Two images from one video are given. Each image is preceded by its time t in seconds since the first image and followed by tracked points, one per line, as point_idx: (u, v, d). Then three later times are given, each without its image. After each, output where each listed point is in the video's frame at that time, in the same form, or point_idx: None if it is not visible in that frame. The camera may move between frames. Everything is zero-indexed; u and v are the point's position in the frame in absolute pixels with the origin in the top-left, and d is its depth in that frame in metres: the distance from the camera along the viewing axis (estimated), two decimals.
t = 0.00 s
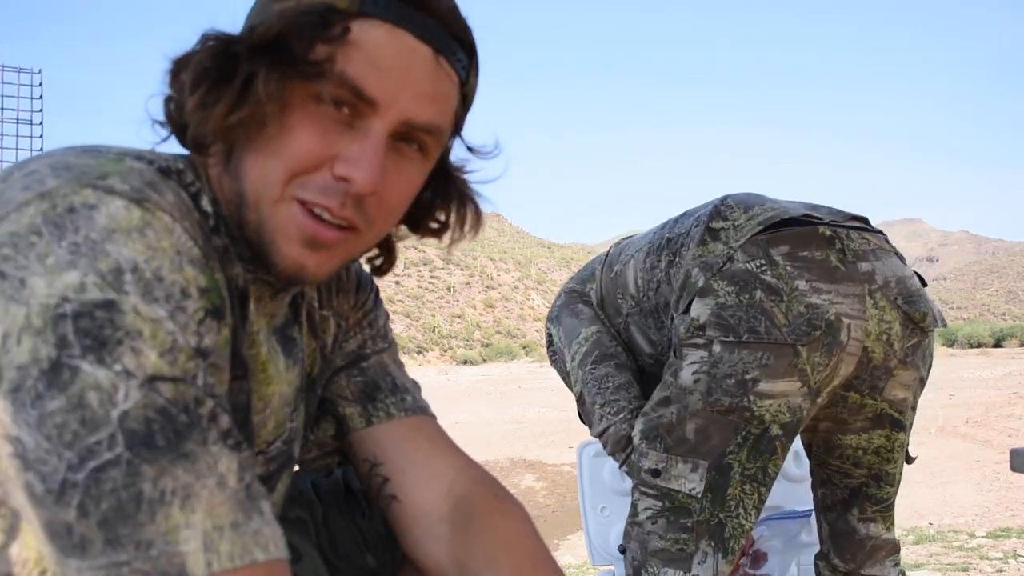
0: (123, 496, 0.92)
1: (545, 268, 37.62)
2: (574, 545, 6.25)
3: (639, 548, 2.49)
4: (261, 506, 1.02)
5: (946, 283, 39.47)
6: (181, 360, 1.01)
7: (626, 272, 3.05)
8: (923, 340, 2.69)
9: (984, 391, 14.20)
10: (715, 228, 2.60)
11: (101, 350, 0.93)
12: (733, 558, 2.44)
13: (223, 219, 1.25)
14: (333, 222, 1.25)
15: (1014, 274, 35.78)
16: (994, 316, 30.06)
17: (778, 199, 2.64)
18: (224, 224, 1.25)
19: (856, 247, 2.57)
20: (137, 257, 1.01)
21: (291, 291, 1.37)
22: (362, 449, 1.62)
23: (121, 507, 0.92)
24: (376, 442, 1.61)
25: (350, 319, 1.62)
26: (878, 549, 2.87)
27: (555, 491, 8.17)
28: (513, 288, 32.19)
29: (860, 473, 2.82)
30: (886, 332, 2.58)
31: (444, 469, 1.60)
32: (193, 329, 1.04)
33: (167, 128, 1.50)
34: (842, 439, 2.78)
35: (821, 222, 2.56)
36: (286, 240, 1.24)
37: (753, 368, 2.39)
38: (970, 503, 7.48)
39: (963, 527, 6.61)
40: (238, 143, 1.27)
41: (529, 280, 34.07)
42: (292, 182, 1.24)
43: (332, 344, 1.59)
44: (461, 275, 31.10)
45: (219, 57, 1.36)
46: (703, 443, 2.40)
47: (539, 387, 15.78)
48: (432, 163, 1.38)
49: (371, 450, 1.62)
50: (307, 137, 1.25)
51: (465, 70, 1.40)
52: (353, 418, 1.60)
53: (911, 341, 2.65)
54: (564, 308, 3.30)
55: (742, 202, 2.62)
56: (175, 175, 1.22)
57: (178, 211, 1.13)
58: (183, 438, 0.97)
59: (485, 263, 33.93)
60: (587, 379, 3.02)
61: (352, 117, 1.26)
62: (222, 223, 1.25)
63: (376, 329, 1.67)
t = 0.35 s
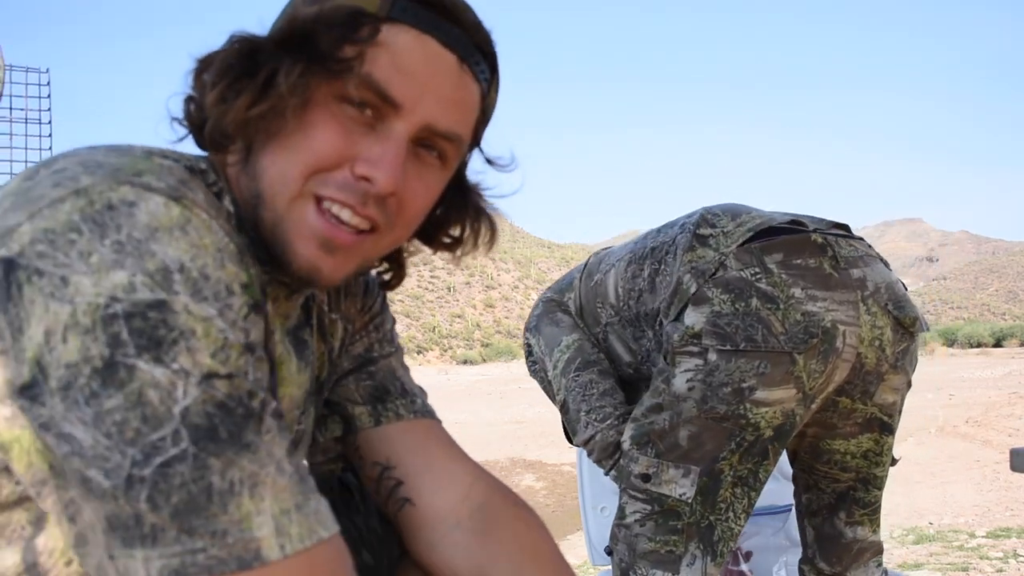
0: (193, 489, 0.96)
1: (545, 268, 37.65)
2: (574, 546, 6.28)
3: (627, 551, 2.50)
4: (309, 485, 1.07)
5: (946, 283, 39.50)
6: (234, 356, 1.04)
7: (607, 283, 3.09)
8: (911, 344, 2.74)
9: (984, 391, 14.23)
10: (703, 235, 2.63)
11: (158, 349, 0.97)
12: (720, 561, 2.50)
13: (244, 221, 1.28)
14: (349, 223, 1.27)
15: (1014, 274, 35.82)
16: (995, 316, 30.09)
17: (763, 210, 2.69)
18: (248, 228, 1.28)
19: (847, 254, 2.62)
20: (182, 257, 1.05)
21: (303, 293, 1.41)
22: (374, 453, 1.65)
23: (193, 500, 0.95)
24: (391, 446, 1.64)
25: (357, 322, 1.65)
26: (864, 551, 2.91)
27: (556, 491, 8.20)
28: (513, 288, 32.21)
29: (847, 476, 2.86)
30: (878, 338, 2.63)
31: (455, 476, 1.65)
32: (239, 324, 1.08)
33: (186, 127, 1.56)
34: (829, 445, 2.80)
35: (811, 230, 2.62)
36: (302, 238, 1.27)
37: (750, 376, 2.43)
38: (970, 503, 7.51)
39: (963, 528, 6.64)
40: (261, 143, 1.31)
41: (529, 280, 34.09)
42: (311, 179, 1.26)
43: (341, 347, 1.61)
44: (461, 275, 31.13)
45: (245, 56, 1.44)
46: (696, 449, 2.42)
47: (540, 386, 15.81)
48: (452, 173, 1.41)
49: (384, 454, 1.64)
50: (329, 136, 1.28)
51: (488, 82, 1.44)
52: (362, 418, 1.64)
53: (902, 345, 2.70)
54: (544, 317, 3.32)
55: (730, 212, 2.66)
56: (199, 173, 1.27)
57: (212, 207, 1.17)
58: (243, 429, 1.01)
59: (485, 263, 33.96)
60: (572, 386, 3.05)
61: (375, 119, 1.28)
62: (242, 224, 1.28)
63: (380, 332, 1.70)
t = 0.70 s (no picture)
0: (70, 514, 0.95)
1: (545, 268, 37.62)
2: (574, 546, 6.25)
3: (623, 552, 2.50)
4: (211, 517, 1.05)
5: (946, 283, 39.47)
6: (137, 371, 1.02)
7: (601, 285, 3.06)
8: (904, 344, 2.69)
9: (984, 390, 14.19)
10: (695, 237, 2.60)
11: (56, 362, 0.97)
12: (716, 561, 2.50)
13: (201, 207, 1.21)
14: (314, 200, 1.26)
15: (1014, 274, 35.78)
16: (994, 316, 30.06)
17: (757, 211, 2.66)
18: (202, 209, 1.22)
19: (841, 255, 2.57)
20: (96, 259, 1.02)
21: (275, 268, 1.37)
22: (337, 444, 1.62)
23: (68, 525, 0.95)
24: (354, 440, 1.61)
25: (333, 295, 1.61)
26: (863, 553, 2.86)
27: (555, 491, 8.16)
28: (513, 288, 32.18)
29: (843, 477, 2.82)
30: (871, 339, 2.58)
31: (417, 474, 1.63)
32: (152, 336, 1.04)
33: (150, 101, 1.54)
34: (825, 446, 2.76)
35: (805, 230, 2.57)
36: (269, 216, 1.25)
37: (742, 378, 2.39)
38: (970, 504, 7.48)
39: (964, 528, 6.61)
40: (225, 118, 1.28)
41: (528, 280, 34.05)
42: (278, 155, 1.25)
43: (319, 322, 1.57)
44: (461, 275, 31.09)
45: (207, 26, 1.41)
46: (689, 451, 2.40)
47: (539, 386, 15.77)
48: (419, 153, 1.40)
49: (347, 446, 1.62)
50: (297, 112, 1.27)
51: (459, 55, 1.43)
52: (331, 406, 1.60)
53: (896, 346, 2.66)
54: (540, 320, 3.28)
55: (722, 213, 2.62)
56: (146, 159, 1.18)
57: (148, 197, 1.12)
58: (136, 452, 1.00)
59: (485, 263, 33.93)
60: (567, 389, 3.01)
61: (341, 95, 1.28)
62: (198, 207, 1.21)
63: (357, 306, 1.65)
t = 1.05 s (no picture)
0: None
1: (545, 268, 37.61)
2: (574, 546, 6.23)
3: (624, 552, 2.48)
4: (133, 567, 1.06)
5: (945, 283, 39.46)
6: (58, 419, 1.01)
7: (607, 284, 3.04)
8: (910, 347, 2.66)
9: (984, 390, 14.18)
10: (700, 237, 2.57)
11: None
12: (717, 563, 2.48)
13: (158, 208, 1.23)
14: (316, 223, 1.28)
15: (1013, 274, 35.77)
16: (994, 316, 30.04)
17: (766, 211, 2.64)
18: (161, 212, 1.24)
19: (847, 258, 2.55)
20: (15, 298, 1.01)
21: (244, 267, 1.35)
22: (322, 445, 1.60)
23: None
24: (340, 441, 1.59)
25: (315, 295, 1.61)
26: (863, 555, 2.86)
27: (555, 491, 8.14)
28: (513, 288, 32.16)
29: (846, 479, 2.80)
30: (876, 342, 2.57)
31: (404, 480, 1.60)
32: (75, 382, 1.03)
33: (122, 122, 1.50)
34: (829, 447, 2.75)
35: (812, 232, 2.55)
36: (274, 239, 1.26)
37: (746, 380, 2.37)
38: (969, 504, 7.47)
39: (964, 528, 6.59)
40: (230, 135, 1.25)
41: (529, 280, 34.04)
42: (291, 184, 1.25)
43: (296, 322, 1.58)
44: (461, 275, 31.08)
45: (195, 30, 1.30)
46: (692, 453, 2.38)
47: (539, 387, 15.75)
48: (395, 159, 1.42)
49: (333, 447, 1.59)
50: (308, 137, 1.25)
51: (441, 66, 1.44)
52: (316, 408, 1.59)
53: (901, 349, 2.64)
54: (546, 318, 3.27)
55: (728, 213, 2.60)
56: (97, 170, 1.18)
57: (87, 225, 1.10)
58: (54, 502, 1.00)
59: (485, 263, 33.91)
60: (573, 388, 3.01)
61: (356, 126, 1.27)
62: (155, 214, 1.23)
63: (341, 311, 1.65)
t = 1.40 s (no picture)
0: (111, 564, 0.97)
1: (545, 268, 37.62)
2: (574, 546, 6.25)
3: (625, 551, 2.50)
4: (248, 558, 1.09)
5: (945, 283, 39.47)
6: (175, 427, 1.03)
7: (611, 284, 3.05)
8: (913, 351, 2.67)
9: (984, 391, 14.19)
10: (705, 238, 2.59)
11: (89, 416, 0.96)
12: (719, 563, 2.50)
13: (221, 239, 1.23)
14: (323, 214, 1.26)
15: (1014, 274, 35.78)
16: (994, 316, 30.05)
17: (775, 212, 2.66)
18: (222, 242, 1.23)
19: (851, 260, 2.56)
20: (128, 315, 1.01)
21: (287, 297, 1.35)
22: (348, 463, 1.62)
23: None
24: (368, 459, 1.62)
25: (347, 317, 1.64)
26: (864, 556, 2.86)
27: (556, 491, 8.15)
28: (513, 288, 32.17)
29: (847, 480, 2.81)
30: (880, 343, 2.57)
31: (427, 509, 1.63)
32: (186, 392, 1.05)
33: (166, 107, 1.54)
34: (830, 449, 2.76)
35: (816, 234, 2.56)
36: (276, 227, 1.25)
37: (749, 382, 2.38)
38: (969, 504, 7.48)
39: (964, 528, 6.60)
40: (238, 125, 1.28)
41: (529, 280, 34.04)
42: (289, 166, 1.25)
43: (327, 343, 1.60)
44: (461, 275, 31.10)
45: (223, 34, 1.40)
46: (695, 453, 2.39)
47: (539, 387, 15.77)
48: (426, 173, 1.41)
49: (360, 465, 1.62)
50: (307, 122, 1.27)
51: (471, 80, 1.44)
52: (341, 423, 1.62)
53: (905, 351, 2.64)
54: (549, 318, 3.27)
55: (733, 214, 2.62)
56: (171, 198, 1.17)
57: (176, 253, 1.11)
58: (176, 502, 1.02)
59: (485, 263, 33.93)
60: (574, 389, 3.01)
61: (355, 111, 1.28)
62: (218, 245, 1.23)
63: (371, 333, 1.68)
